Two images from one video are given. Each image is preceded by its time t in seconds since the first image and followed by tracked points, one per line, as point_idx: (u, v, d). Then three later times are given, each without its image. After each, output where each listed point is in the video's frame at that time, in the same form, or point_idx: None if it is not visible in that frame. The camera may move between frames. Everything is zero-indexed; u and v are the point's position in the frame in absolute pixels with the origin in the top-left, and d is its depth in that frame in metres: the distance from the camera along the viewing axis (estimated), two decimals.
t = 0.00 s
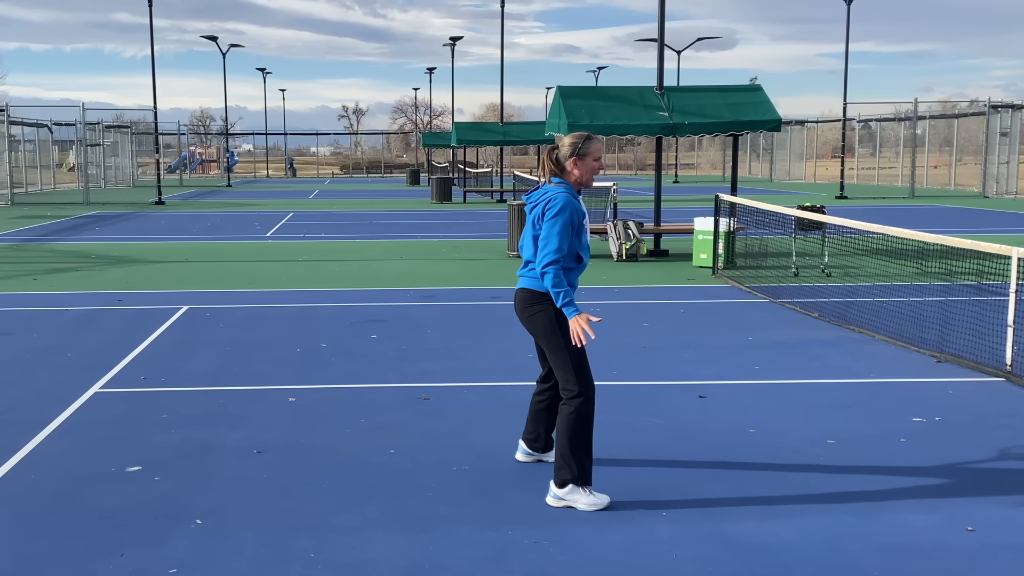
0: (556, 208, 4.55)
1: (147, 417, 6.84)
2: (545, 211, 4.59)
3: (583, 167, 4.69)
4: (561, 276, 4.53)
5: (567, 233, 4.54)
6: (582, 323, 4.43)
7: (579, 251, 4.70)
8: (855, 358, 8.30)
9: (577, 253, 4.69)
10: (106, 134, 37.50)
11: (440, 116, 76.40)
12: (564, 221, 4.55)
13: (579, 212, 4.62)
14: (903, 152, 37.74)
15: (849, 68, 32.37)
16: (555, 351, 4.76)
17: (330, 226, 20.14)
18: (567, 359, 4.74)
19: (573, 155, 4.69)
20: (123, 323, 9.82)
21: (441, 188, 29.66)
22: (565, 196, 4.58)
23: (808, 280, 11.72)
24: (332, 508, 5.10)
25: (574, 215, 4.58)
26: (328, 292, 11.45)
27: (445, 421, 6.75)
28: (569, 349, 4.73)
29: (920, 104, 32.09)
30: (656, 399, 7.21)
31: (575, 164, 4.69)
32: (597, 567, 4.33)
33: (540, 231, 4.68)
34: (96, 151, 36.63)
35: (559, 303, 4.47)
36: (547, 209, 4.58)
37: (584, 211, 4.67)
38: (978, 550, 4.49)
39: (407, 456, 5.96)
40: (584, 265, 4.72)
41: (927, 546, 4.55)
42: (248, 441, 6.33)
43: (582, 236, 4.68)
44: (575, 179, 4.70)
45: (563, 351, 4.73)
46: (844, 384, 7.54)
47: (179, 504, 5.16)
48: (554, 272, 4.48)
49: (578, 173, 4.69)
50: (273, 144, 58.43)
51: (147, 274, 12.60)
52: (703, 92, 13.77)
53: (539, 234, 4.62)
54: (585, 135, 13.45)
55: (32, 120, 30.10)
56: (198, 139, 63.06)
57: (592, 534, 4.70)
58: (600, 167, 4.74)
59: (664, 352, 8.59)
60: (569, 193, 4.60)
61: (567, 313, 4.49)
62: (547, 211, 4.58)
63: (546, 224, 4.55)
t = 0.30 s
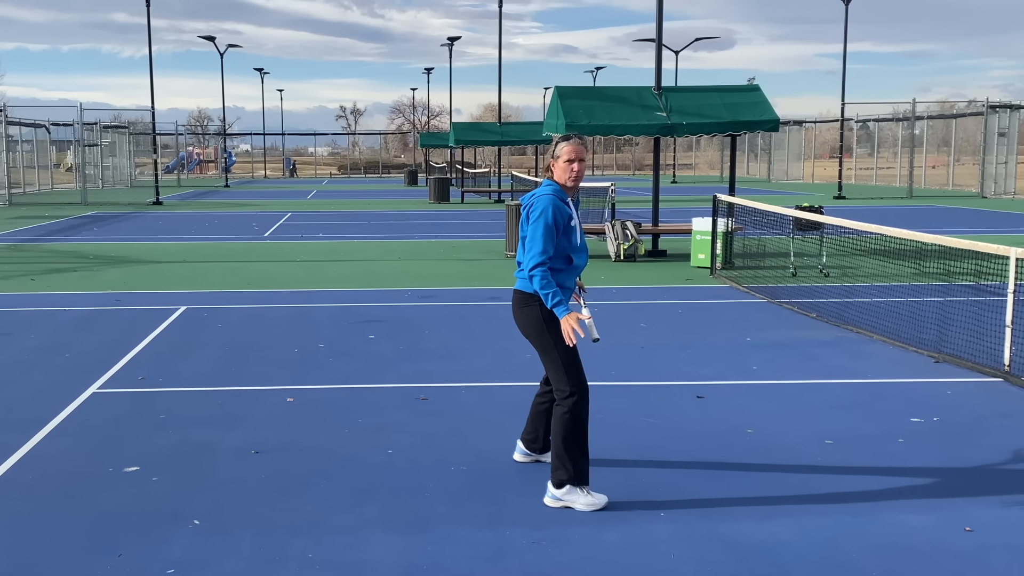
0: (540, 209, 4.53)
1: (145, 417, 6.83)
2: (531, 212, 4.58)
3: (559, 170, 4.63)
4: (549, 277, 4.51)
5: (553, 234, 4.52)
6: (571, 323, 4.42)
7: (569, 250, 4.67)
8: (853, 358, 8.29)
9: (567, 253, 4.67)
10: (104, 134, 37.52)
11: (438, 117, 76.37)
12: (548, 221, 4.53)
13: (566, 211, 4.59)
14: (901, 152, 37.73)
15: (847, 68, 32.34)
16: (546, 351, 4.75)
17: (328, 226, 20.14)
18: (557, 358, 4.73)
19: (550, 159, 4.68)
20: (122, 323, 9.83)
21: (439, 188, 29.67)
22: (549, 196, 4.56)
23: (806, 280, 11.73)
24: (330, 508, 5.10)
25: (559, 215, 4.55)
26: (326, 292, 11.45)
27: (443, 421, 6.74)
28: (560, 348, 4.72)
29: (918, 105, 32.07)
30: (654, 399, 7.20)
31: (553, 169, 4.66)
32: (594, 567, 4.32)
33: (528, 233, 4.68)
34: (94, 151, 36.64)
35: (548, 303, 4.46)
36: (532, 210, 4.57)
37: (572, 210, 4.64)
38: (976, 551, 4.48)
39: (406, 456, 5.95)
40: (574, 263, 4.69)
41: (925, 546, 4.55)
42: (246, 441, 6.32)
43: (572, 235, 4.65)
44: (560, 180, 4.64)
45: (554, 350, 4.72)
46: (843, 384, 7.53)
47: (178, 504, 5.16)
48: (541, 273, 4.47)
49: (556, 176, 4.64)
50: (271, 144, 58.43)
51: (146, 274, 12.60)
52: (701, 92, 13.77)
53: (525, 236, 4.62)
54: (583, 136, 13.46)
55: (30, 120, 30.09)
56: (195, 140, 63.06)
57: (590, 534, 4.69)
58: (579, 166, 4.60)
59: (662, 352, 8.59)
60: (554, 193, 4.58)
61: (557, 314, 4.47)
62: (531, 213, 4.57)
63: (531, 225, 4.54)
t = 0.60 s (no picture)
0: (527, 212, 4.52)
1: (143, 417, 6.82)
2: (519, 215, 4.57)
3: (553, 171, 4.64)
4: (539, 279, 4.52)
5: (541, 235, 4.51)
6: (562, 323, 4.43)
7: (560, 250, 4.66)
8: (851, 358, 8.29)
9: (559, 254, 4.66)
10: (102, 134, 37.54)
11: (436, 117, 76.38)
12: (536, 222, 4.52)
13: (555, 212, 4.57)
14: (900, 153, 37.75)
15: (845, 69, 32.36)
16: (538, 350, 4.75)
17: (327, 227, 20.16)
18: (549, 358, 4.72)
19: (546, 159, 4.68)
20: (120, 324, 9.82)
21: (437, 188, 29.67)
22: (535, 198, 4.54)
23: (804, 280, 11.75)
24: (327, 508, 5.09)
25: (548, 215, 4.54)
26: (324, 292, 11.45)
27: (441, 422, 6.74)
28: (552, 349, 4.71)
29: (917, 104, 32.06)
30: (652, 399, 7.20)
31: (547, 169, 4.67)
32: (592, 568, 4.31)
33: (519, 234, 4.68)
34: (92, 151, 36.64)
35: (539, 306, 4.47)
36: (520, 212, 4.56)
37: (562, 210, 4.62)
38: (973, 552, 4.48)
39: (404, 457, 5.94)
40: (567, 263, 4.69)
41: (923, 547, 4.54)
42: (244, 441, 6.31)
43: (562, 235, 4.64)
44: (554, 181, 4.65)
45: (546, 350, 4.73)
46: (841, 384, 7.53)
47: (175, 505, 5.15)
48: (531, 274, 4.47)
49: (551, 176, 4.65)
50: (269, 145, 58.44)
51: (144, 275, 12.59)
52: (700, 92, 13.78)
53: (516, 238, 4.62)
54: (581, 136, 13.45)
55: (29, 120, 30.09)
56: (194, 140, 63.03)
57: (587, 535, 4.68)
58: (573, 168, 4.61)
59: (661, 353, 8.59)
60: (542, 194, 4.56)
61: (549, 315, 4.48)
62: (519, 215, 4.57)
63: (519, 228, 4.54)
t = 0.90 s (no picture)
0: (519, 212, 4.52)
1: (141, 418, 6.82)
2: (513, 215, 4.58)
3: (553, 177, 4.59)
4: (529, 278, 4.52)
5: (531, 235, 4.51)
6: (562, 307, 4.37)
7: (555, 251, 4.65)
8: (849, 358, 8.28)
9: (554, 254, 4.65)
10: (99, 133, 37.52)
11: (434, 116, 76.38)
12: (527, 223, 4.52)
13: (547, 212, 4.56)
14: (897, 153, 37.75)
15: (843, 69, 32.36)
16: (534, 350, 4.75)
17: (324, 227, 20.17)
18: (545, 358, 4.72)
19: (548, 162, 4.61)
20: (118, 324, 9.82)
21: (435, 188, 29.67)
22: (529, 199, 4.54)
23: (802, 280, 11.75)
24: (325, 509, 5.08)
25: (539, 216, 4.53)
26: (322, 293, 11.45)
27: (439, 422, 6.73)
28: (548, 349, 4.71)
29: (915, 105, 32.05)
30: (650, 399, 7.20)
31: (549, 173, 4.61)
32: (590, 568, 4.31)
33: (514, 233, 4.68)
34: (89, 151, 36.64)
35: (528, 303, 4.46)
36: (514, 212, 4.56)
37: (556, 211, 4.60)
38: (971, 552, 4.48)
39: (402, 458, 5.93)
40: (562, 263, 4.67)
41: (921, 547, 4.53)
42: (242, 441, 6.31)
43: (557, 236, 4.62)
44: (552, 185, 4.62)
45: (542, 350, 4.72)
46: (838, 384, 7.53)
47: (172, 505, 5.14)
48: (520, 274, 4.48)
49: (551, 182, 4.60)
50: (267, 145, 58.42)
51: (141, 275, 12.58)
52: (698, 92, 13.77)
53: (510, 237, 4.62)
54: (579, 136, 13.44)
55: (26, 120, 30.07)
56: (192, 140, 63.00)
57: (585, 535, 4.68)
58: (573, 181, 4.56)
59: (658, 353, 8.58)
60: (535, 195, 4.56)
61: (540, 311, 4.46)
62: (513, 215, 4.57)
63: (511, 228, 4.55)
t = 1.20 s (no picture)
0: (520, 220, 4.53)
1: (139, 418, 6.81)
2: (514, 222, 4.58)
3: (559, 187, 4.53)
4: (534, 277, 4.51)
5: (531, 244, 4.52)
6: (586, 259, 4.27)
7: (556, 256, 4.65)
8: (847, 359, 8.28)
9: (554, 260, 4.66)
10: (96, 134, 37.50)
11: (432, 117, 76.31)
12: (530, 231, 4.53)
13: (546, 222, 4.57)
14: (895, 153, 37.75)
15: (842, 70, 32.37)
16: (536, 350, 4.74)
17: (322, 227, 20.18)
18: (548, 358, 4.71)
19: (557, 172, 4.51)
20: (116, 324, 9.82)
21: (433, 189, 29.67)
22: (529, 207, 4.55)
23: (800, 280, 11.76)
24: (322, 509, 5.08)
25: (538, 226, 4.54)
26: (319, 293, 11.44)
27: (436, 423, 6.72)
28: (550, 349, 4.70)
29: (913, 105, 32.04)
30: (647, 400, 7.19)
31: (555, 183, 4.52)
32: (587, 569, 4.30)
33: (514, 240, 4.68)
34: (87, 151, 36.64)
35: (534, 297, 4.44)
36: (515, 220, 4.57)
37: (555, 220, 4.61)
38: (969, 552, 4.48)
39: (399, 458, 5.92)
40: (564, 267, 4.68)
41: (919, 547, 4.53)
42: (239, 442, 6.31)
43: (557, 243, 4.64)
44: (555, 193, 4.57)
45: (545, 350, 4.71)
46: (836, 385, 7.52)
47: (170, 506, 5.14)
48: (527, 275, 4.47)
49: (557, 192, 4.54)
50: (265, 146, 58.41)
51: (139, 275, 12.57)
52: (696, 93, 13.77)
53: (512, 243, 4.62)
54: (576, 136, 13.42)
55: (23, 121, 30.04)
56: (190, 141, 62.97)
57: (583, 535, 4.67)
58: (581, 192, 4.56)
59: (656, 353, 8.58)
60: (534, 203, 4.56)
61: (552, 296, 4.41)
62: (514, 222, 4.58)
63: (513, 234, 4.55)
